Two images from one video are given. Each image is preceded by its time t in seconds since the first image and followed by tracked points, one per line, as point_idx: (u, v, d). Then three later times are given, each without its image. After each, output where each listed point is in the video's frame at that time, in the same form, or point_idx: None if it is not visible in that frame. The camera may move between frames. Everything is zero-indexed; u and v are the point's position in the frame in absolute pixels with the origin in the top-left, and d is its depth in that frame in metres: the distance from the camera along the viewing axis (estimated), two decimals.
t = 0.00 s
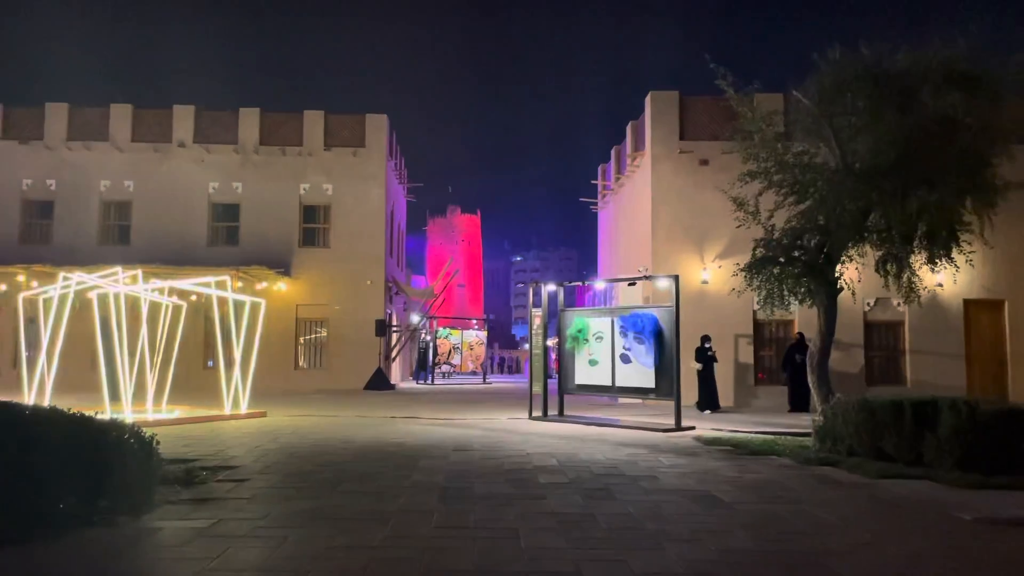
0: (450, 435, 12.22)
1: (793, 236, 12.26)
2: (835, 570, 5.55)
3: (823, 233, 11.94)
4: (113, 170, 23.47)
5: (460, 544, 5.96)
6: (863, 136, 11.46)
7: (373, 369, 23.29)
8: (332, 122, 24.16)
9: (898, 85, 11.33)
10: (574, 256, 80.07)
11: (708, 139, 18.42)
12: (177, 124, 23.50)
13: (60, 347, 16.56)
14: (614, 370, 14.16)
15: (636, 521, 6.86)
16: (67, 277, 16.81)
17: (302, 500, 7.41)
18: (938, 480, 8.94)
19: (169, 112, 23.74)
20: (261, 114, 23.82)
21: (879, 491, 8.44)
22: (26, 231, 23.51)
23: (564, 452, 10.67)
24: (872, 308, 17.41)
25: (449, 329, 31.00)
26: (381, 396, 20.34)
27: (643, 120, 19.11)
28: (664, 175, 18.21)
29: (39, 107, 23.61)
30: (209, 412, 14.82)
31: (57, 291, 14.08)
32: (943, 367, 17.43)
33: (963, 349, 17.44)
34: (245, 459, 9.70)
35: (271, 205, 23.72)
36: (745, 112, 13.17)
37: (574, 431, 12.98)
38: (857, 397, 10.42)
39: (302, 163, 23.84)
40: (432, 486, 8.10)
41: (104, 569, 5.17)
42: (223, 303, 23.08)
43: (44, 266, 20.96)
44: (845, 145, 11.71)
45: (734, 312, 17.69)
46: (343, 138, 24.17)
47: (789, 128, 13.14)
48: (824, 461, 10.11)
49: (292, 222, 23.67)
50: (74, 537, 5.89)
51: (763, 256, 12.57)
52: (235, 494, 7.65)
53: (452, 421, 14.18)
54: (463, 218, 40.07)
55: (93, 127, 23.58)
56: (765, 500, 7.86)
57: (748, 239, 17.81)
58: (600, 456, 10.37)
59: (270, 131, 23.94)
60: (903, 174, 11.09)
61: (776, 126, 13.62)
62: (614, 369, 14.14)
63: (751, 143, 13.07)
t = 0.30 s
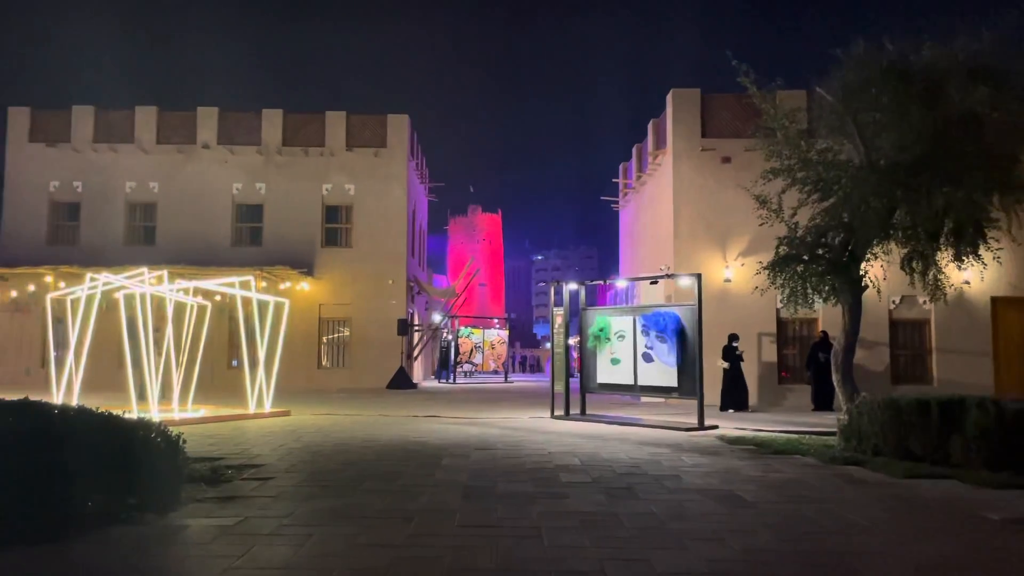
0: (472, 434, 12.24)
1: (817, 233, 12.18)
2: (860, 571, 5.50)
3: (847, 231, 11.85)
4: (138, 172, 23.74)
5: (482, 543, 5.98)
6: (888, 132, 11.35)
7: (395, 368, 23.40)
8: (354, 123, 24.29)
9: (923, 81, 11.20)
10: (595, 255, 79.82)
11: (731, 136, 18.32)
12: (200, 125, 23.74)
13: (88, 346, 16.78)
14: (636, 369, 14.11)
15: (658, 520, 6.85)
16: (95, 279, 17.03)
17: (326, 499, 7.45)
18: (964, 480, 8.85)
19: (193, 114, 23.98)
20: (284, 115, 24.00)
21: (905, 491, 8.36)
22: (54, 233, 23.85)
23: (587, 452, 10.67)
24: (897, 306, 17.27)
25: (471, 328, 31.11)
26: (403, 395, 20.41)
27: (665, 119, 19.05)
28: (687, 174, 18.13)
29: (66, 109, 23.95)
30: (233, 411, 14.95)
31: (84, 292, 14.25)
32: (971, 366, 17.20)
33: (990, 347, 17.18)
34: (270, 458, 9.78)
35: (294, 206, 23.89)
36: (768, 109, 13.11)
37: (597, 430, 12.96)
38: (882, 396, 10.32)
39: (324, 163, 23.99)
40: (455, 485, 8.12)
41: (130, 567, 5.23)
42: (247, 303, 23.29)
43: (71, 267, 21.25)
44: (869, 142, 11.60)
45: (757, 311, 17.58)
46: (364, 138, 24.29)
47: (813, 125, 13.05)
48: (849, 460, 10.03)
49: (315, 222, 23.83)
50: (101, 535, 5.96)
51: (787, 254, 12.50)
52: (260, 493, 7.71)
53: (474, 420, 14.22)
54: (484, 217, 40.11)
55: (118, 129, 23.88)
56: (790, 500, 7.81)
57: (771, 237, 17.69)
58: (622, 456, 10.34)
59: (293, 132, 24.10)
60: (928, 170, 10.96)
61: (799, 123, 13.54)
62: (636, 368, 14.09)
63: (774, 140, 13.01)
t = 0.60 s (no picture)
0: (497, 433, 12.26)
1: (844, 232, 12.08)
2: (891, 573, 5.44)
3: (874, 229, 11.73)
4: (166, 174, 24.04)
5: (509, 542, 5.99)
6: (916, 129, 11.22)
7: (419, 368, 23.49)
8: (378, 124, 24.43)
9: (952, 77, 11.05)
10: (618, 255, 79.60)
11: (756, 134, 18.21)
12: (226, 128, 23.98)
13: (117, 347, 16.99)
14: (661, 369, 14.05)
15: (684, 521, 6.82)
16: (124, 281, 17.27)
17: (352, 499, 7.51)
18: (995, 480, 8.72)
19: (219, 117, 24.22)
20: (308, 117, 24.18)
21: (935, 491, 8.26)
22: (83, 234, 24.21)
23: (611, 451, 10.65)
24: (926, 305, 17.07)
25: (494, 328, 31.16)
26: (427, 395, 20.49)
27: (689, 117, 18.97)
28: (711, 172, 18.04)
29: (95, 113, 24.32)
30: (260, 411, 15.10)
31: (114, 293, 14.45)
32: (1002, 366, 16.94)
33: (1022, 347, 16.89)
34: (296, 458, 9.86)
35: (318, 207, 24.06)
36: (794, 107, 13.04)
37: (621, 430, 12.93)
38: (911, 396, 10.20)
39: (348, 165, 24.14)
40: (479, 485, 8.15)
41: (161, 565, 5.30)
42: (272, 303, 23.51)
43: (101, 269, 21.57)
44: (896, 139, 11.48)
45: (783, 310, 17.44)
46: (388, 140, 24.42)
47: (839, 122, 12.93)
48: (877, 461, 9.91)
49: (340, 223, 23.99)
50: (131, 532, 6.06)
51: (813, 253, 12.41)
52: (287, 491, 7.80)
53: (499, 419, 14.25)
54: (507, 217, 40.14)
55: (146, 132, 24.19)
56: (817, 501, 7.74)
57: (798, 235, 17.56)
58: (647, 455, 10.31)
59: (318, 134, 24.28)
60: (957, 167, 10.82)
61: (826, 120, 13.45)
62: (661, 367, 14.03)
63: (801, 138, 12.94)
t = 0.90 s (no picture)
0: (522, 433, 12.26)
1: (872, 229, 11.94)
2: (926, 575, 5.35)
3: (904, 226, 11.57)
4: (194, 177, 24.32)
5: (536, 542, 5.99)
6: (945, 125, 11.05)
7: (444, 368, 23.55)
8: (402, 124, 24.54)
9: (982, 72, 10.87)
10: (643, 254, 79.29)
11: (782, 132, 18.05)
12: (253, 130, 24.21)
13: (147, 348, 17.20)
14: (687, 369, 13.97)
15: (711, 521, 6.77)
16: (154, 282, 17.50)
17: (379, 498, 7.55)
18: None
19: (246, 119, 24.46)
20: (334, 119, 24.34)
21: (966, 492, 8.14)
22: (113, 237, 24.56)
23: (637, 452, 10.61)
24: (957, 304, 16.82)
25: (519, 328, 31.16)
26: (452, 395, 20.54)
27: (714, 115, 18.84)
28: (737, 171, 17.91)
29: (125, 117, 24.67)
30: (287, 410, 15.23)
31: (143, 294, 14.64)
32: None
33: None
34: (323, 457, 9.93)
35: (344, 208, 24.20)
36: (821, 103, 12.92)
37: (647, 430, 12.87)
38: (942, 396, 10.04)
39: (373, 166, 24.26)
40: (504, 485, 8.15)
41: (191, 563, 5.37)
42: (299, 304, 23.70)
43: (131, 270, 21.86)
44: (926, 135, 11.32)
45: (811, 309, 17.26)
46: (412, 140, 24.51)
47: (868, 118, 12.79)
48: (907, 462, 9.76)
49: (365, 224, 24.13)
50: (159, 531, 6.13)
51: (840, 251, 12.28)
52: (315, 490, 7.86)
53: (524, 419, 14.25)
54: (531, 217, 40.14)
55: (174, 135, 24.49)
56: (846, 501, 7.66)
57: (826, 233, 17.38)
58: (673, 456, 10.26)
59: (343, 135, 24.43)
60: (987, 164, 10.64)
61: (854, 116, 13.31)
62: (687, 367, 13.95)
63: (829, 135, 12.83)
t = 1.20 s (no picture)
0: (548, 433, 12.25)
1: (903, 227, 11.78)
2: None
3: (936, 224, 11.39)
4: (222, 179, 24.58)
5: (563, 542, 5.98)
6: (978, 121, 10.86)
7: (470, 368, 23.59)
8: (428, 125, 24.61)
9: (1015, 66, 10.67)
10: (669, 253, 78.88)
11: (811, 128, 17.86)
12: (281, 133, 24.42)
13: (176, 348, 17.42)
14: (715, 368, 13.88)
15: (740, 522, 6.71)
16: (184, 283, 17.73)
17: (406, 497, 7.57)
18: None
19: (273, 122, 24.68)
20: (360, 120, 24.48)
21: (1002, 493, 7.99)
22: (144, 239, 24.91)
23: (665, 451, 10.54)
24: (990, 302, 16.55)
25: (545, 328, 31.13)
26: (478, 394, 20.59)
27: (741, 112, 18.69)
28: (765, 168, 17.75)
29: (155, 120, 25.00)
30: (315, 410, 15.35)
31: (174, 295, 14.83)
32: None
33: None
34: (350, 456, 9.99)
35: (370, 209, 24.33)
36: (851, 99, 12.77)
37: (675, 430, 12.79)
38: (976, 395, 9.88)
39: (399, 166, 24.37)
40: (531, 484, 8.15)
41: (222, 560, 5.44)
42: (326, 304, 23.87)
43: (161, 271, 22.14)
44: (957, 131, 11.14)
45: (841, 307, 17.07)
46: (438, 141, 24.58)
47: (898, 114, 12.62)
48: (940, 462, 9.62)
49: (391, 225, 24.24)
50: (189, 530, 6.21)
51: (871, 249, 12.12)
52: (343, 490, 7.90)
53: (551, 419, 14.23)
54: (557, 217, 40.11)
55: (203, 138, 24.77)
56: (877, 502, 7.56)
57: (857, 230, 17.17)
58: (702, 455, 10.19)
59: (369, 137, 24.56)
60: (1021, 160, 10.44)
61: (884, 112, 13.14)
62: (715, 366, 13.85)
63: (858, 132, 12.68)
